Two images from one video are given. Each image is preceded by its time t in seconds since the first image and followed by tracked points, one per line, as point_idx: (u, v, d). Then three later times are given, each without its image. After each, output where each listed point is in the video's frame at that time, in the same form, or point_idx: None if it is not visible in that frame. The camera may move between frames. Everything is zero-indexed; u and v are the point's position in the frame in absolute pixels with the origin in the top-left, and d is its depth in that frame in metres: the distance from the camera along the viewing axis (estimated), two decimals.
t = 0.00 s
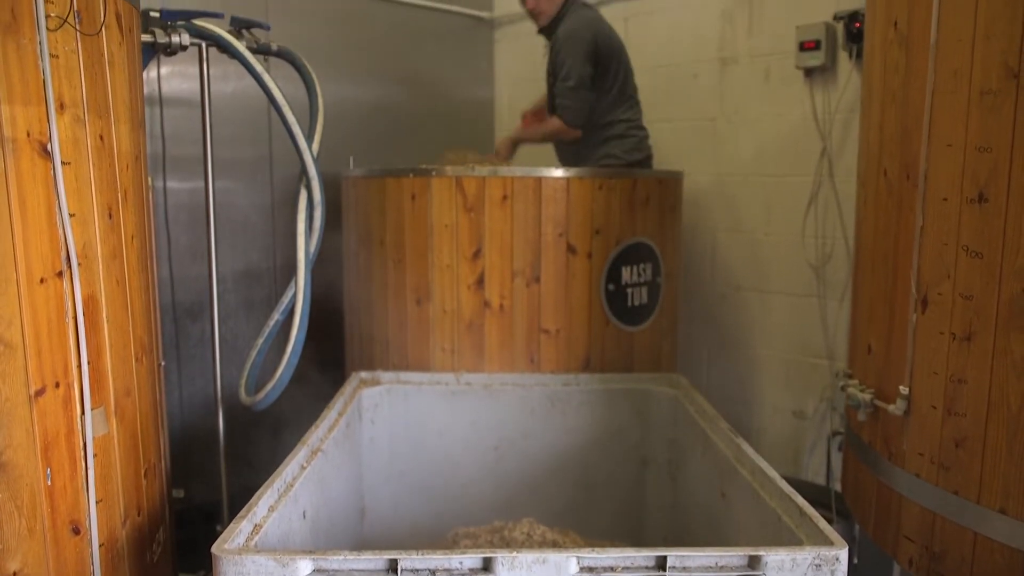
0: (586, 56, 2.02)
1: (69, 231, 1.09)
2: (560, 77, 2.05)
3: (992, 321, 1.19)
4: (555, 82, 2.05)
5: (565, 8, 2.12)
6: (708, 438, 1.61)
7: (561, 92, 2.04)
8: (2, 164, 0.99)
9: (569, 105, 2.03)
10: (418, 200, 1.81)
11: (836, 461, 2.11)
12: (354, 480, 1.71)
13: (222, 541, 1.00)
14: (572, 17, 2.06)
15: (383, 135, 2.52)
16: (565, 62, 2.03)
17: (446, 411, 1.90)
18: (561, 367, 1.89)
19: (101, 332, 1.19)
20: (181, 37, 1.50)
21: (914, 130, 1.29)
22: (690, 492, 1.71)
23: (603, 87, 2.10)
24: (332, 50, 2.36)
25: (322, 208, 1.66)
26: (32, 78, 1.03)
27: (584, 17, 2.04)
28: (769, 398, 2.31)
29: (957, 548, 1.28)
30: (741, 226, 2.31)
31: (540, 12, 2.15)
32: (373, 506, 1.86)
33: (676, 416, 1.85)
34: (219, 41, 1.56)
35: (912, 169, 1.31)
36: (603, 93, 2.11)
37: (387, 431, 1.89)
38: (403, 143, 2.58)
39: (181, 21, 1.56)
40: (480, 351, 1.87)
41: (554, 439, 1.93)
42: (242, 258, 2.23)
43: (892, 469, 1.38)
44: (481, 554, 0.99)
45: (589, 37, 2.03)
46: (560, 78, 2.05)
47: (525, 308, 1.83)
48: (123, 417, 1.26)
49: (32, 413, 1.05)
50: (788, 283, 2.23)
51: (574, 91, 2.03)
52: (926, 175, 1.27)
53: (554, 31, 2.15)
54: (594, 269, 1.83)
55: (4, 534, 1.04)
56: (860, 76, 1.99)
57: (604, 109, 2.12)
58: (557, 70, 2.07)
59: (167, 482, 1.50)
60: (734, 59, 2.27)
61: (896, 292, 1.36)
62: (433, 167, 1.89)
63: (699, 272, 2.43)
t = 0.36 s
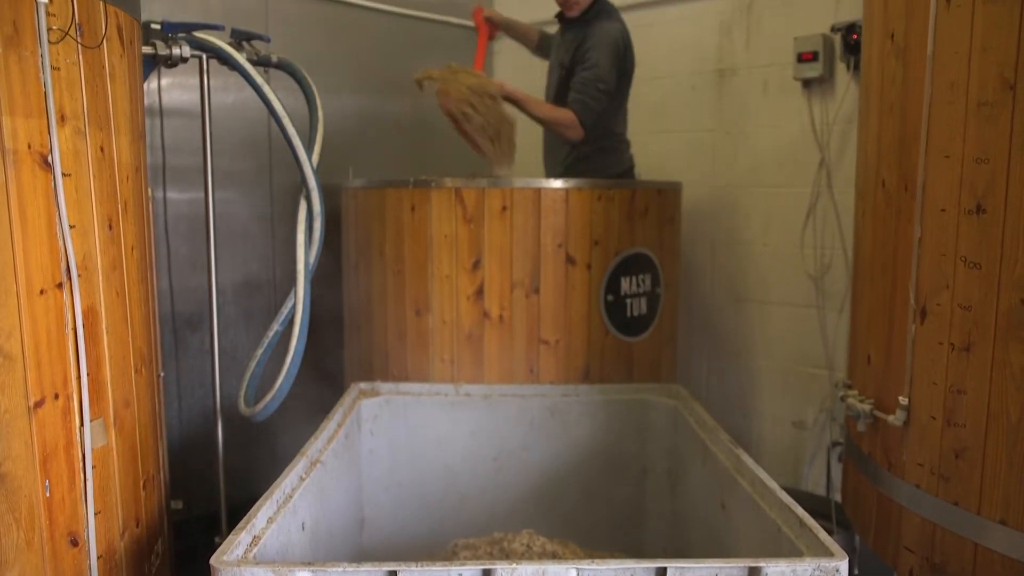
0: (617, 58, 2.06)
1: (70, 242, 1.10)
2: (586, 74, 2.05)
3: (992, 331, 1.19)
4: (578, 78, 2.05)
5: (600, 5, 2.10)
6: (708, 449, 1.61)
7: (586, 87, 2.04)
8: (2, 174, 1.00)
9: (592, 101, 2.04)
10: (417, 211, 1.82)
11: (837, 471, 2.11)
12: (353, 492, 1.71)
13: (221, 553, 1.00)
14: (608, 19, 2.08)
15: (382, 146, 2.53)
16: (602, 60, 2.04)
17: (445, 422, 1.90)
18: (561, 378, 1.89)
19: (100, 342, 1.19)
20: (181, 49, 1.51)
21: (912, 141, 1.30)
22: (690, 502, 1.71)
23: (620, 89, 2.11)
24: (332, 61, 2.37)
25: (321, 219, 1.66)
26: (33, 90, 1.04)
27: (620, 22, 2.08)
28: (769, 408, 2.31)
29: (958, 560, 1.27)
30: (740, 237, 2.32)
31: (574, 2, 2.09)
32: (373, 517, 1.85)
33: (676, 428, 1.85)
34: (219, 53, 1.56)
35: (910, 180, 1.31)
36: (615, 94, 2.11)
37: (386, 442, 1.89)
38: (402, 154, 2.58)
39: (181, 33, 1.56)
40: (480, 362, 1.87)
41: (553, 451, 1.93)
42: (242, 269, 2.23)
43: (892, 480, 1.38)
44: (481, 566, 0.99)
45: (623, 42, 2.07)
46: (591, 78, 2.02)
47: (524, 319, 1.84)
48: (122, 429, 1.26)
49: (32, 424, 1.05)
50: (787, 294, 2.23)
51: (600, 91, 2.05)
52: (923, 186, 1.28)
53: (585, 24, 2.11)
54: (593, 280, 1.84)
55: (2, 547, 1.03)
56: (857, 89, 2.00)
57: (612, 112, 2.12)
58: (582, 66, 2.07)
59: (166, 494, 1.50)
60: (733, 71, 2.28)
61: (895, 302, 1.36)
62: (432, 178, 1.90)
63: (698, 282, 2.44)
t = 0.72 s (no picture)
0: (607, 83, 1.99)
1: (70, 248, 1.10)
2: (572, 97, 1.98)
3: (991, 336, 1.20)
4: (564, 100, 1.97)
5: (594, 23, 2.06)
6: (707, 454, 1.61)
7: (574, 111, 1.96)
8: (2, 181, 1.00)
9: (579, 129, 1.96)
10: (417, 216, 1.83)
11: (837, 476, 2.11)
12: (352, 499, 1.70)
13: (220, 560, 1.01)
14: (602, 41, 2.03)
15: (382, 152, 2.53)
16: (589, 84, 1.98)
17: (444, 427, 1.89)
18: (561, 384, 1.89)
19: (100, 350, 1.19)
20: (182, 56, 1.52)
21: (911, 148, 1.30)
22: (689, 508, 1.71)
23: (605, 113, 2.04)
24: (332, 68, 2.37)
25: (322, 225, 1.66)
26: (33, 97, 1.04)
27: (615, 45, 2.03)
28: (769, 414, 2.31)
29: (958, 566, 1.27)
30: (740, 242, 2.32)
31: (566, 19, 2.05)
32: (371, 524, 1.78)
33: (676, 433, 1.85)
34: (219, 59, 1.57)
35: (909, 186, 1.31)
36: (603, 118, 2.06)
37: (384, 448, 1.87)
38: (402, 159, 2.59)
39: (181, 39, 1.56)
40: (479, 367, 1.87)
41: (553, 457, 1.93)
42: (242, 274, 2.23)
43: (893, 486, 1.38)
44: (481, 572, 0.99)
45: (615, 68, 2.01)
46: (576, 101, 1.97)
47: (524, 326, 1.84)
48: (122, 434, 1.26)
49: (31, 430, 1.05)
50: (787, 299, 2.24)
51: (584, 117, 1.97)
52: (922, 192, 1.28)
53: (577, 43, 2.07)
54: (593, 286, 1.84)
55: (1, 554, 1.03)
56: (857, 93, 2.01)
57: (596, 137, 2.06)
58: (570, 88, 2.01)
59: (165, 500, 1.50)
60: (732, 77, 2.29)
61: (894, 308, 1.36)
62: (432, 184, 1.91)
63: (698, 287, 2.44)
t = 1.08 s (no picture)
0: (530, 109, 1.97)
1: (70, 255, 1.10)
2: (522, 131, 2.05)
3: (989, 343, 1.20)
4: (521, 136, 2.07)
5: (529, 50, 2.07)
6: (706, 461, 1.61)
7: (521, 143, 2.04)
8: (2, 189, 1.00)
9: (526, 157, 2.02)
10: (416, 223, 1.82)
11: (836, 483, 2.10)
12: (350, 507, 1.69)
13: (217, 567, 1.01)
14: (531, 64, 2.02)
15: (381, 158, 2.53)
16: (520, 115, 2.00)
17: (443, 433, 1.89)
18: (560, 391, 1.89)
19: (99, 358, 1.19)
20: (181, 63, 1.52)
21: (909, 155, 1.31)
22: (689, 514, 1.71)
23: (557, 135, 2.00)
24: (332, 75, 2.38)
25: (321, 231, 1.66)
26: (33, 104, 1.04)
27: (536, 64, 1.98)
28: (769, 420, 2.31)
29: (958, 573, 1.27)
30: (739, 249, 2.32)
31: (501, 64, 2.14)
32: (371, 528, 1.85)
33: (676, 441, 1.86)
34: (219, 66, 1.57)
35: (907, 193, 1.32)
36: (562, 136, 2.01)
37: (384, 454, 1.88)
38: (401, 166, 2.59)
39: (181, 47, 1.57)
40: (478, 374, 1.87)
41: (552, 463, 1.93)
42: (241, 281, 2.23)
43: (892, 492, 1.38)
44: None
45: (536, 88, 1.96)
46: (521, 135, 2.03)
47: (524, 332, 1.83)
48: (120, 442, 1.26)
49: (30, 437, 1.05)
50: (785, 305, 2.24)
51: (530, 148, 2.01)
52: (921, 199, 1.28)
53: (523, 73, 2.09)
54: (592, 292, 1.84)
55: None
56: (855, 100, 2.01)
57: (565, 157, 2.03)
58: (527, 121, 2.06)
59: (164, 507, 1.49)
60: (730, 83, 2.29)
61: (893, 315, 1.36)
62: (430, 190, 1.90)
63: (697, 293, 2.44)
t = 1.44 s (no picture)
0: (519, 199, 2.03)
1: (69, 266, 1.10)
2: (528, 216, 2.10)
3: (988, 352, 1.20)
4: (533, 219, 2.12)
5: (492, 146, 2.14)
6: (706, 471, 1.61)
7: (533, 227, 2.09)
8: (2, 199, 1.00)
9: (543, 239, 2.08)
10: (415, 233, 1.82)
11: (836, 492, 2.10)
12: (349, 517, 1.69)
13: None
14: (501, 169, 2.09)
15: (380, 168, 2.54)
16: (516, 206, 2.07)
17: (441, 444, 1.89)
18: (559, 400, 1.89)
19: (98, 368, 1.19)
20: (181, 73, 1.53)
21: (907, 165, 1.31)
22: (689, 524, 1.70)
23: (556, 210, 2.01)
24: (331, 85, 2.39)
25: (321, 242, 1.66)
26: (33, 115, 1.04)
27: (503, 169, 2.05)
28: (768, 430, 2.30)
29: None
30: (738, 258, 2.32)
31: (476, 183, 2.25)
32: (369, 538, 1.86)
33: (676, 452, 1.85)
34: (219, 76, 1.58)
35: (905, 203, 1.32)
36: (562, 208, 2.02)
37: (383, 464, 1.88)
38: (401, 175, 2.60)
39: (181, 57, 1.57)
40: (477, 384, 1.87)
41: (551, 474, 1.92)
42: (241, 290, 2.23)
43: (892, 502, 1.38)
44: None
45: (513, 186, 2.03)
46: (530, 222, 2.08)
47: (523, 342, 1.83)
48: (119, 452, 1.26)
49: (28, 448, 1.05)
50: (784, 315, 2.24)
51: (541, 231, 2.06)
52: (918, 209, 1.28)
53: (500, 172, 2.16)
54: (591, 302, 1.84)
55: None
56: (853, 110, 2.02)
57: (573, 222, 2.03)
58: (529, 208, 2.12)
59: (162, 517, 1.49)
60: (728, 94, 2.30)
61: (892, 325, 1.36)
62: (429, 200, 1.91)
63: (696, 303, 2.44)
